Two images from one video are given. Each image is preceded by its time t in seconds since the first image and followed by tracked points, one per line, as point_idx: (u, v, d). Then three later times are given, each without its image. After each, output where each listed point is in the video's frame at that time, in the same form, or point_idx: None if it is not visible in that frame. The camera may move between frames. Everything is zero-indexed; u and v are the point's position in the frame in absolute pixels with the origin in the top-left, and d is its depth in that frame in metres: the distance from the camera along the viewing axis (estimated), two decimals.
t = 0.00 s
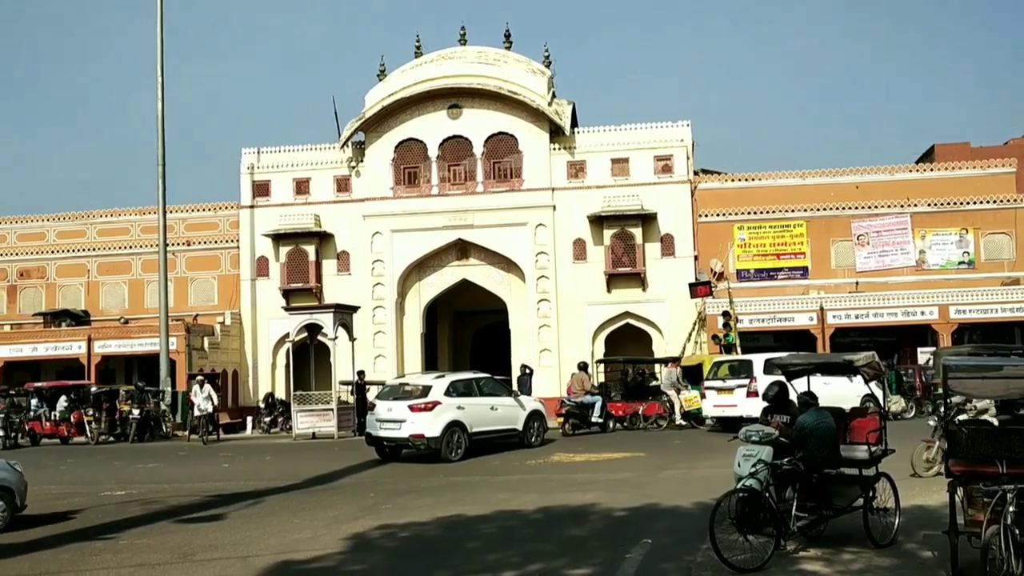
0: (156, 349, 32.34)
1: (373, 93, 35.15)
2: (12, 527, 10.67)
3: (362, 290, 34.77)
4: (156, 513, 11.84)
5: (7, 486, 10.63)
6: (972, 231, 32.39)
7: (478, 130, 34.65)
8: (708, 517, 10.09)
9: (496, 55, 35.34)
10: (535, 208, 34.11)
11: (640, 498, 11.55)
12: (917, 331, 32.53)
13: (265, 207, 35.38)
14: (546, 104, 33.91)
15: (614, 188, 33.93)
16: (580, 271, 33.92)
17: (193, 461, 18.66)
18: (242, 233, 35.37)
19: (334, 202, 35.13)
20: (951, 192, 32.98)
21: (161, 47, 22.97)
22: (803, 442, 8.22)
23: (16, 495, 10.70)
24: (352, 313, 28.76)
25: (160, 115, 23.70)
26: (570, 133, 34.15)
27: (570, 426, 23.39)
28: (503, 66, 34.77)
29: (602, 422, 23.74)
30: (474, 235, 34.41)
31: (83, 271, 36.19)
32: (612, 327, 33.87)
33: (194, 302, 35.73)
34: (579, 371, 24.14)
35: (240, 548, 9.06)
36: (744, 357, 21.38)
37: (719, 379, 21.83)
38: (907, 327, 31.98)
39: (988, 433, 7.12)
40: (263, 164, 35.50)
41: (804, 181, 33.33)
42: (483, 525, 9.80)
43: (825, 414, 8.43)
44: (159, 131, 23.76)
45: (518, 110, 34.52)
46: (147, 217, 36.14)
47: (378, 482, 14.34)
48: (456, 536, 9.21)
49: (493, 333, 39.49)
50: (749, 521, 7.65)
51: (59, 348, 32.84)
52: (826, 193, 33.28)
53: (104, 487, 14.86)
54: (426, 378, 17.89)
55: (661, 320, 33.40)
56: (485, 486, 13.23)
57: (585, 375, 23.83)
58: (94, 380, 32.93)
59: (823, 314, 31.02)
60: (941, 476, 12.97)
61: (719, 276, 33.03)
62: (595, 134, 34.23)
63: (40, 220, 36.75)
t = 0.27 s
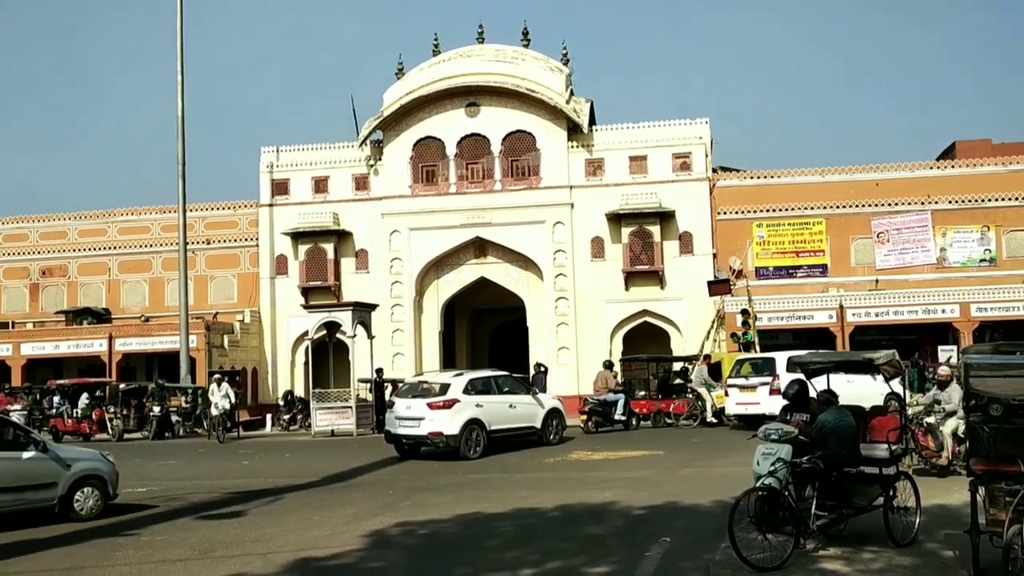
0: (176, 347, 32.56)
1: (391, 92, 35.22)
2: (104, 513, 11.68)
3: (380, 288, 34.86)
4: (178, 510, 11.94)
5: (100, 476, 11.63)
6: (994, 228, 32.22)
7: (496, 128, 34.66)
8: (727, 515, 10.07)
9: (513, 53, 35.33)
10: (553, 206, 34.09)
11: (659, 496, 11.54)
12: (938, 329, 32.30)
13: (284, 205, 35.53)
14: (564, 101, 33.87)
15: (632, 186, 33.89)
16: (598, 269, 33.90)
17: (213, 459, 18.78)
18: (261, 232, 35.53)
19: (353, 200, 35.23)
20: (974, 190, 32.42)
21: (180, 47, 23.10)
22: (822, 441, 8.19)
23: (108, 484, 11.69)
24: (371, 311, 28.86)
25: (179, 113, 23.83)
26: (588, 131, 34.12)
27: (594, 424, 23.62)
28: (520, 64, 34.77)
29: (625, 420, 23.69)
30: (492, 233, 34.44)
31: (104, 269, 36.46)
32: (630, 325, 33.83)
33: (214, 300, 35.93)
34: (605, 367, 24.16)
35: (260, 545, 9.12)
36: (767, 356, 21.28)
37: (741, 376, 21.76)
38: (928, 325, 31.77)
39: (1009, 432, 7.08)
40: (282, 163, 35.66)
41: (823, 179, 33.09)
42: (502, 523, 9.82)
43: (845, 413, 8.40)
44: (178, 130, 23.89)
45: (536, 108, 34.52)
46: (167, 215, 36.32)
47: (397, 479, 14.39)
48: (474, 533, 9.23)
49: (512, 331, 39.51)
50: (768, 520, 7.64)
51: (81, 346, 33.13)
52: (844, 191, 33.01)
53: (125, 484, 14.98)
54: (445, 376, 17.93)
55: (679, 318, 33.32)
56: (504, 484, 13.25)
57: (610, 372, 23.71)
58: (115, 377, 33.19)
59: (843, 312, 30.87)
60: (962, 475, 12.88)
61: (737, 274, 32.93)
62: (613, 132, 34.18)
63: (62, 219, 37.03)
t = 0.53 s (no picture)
0: (194, 344, 32.72)
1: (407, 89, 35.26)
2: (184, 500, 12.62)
3: (397, 285, 34.93)
4: (196, 506, 12.00)
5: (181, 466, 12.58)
6: (1014, 224, 32.02)
7: (513, 125, 34.64)
8: (745, 513, 10.03)
9: (530, 50, 35.25)
10: (569, 203, 34.05)
11: (676, 493, 11.50)
12: (957, 326, 32.08)
13: (301, 203, 35.62)
14: (581, 98, 33.80)
15: (649, 182, 33.80)
16: (615, 266, 33.83)
17: (230, 455, 18.85)
18: (278, 229, 35.64)
19: (370, 198, 35.29)
20: (993, 185, 32.33)
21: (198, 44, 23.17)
22: (841, 439, 8.14)
23: (187, 473, 12.64)
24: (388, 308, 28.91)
25: (197, 111, 23.90)
26: (605, 127, 34.03)
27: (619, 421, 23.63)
28: (537, 60, 34.73)
29: (650, 417, 23.70)
30: (508, 230, 34.43)
31: (122, 266, 36.67)
32: (647, 322, 33.75)
33: (231, 298, 36.09)
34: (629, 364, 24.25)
35: (277, 541, 9.14)
36: (788, 353, 21.20)
37: (763, 373, 21.69)
38: (948, 322, 31.57)
39: None
40: (299, 160, 35.75)
41: (841, 175, 32.94)
42: (518, 520, 9.81)
43: (864, 410, 8.33)
44: (196, 127, 23.96)
45: (552, 104, 34.49)
46: (186, 213, 36.55)
47: (414, 476, 14.40)
48: (491, 530, 9.23)
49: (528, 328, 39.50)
50: (786, 517, 7.60)
51: (100, 343, 33.34)
52: (863, 186, 32.84)
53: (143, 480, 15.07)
54: (463, 373, 17.95)
55: (696, 315, 33.22)
56: (521, 480, 13.24)
57: (635, 369, 23.70)
58: (134, 374, 33.39)
59: (861, 309, 30.71)
60: (982, 473, 12.79)
61: (755, 270, 32.85)
62: (629, 129, 34.10)
63: (80, 217, 37.23)
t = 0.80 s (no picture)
0: (212, 341, 32.90)
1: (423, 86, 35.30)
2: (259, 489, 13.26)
3: (414, 282, 34.98)
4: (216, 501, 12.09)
5: (257, 457, 13.17)
6: None
7: (529, 122, 34.61)
8: (762, 510, 10.03)
9: (546, 46, 35.22)
10: (586, 199, 34.03)
11: (693, 490, 11.50)
12: (976, 322, 31.88)
13: (318, 200, 35.72)
14: (597, 94, 33.76)
15: (665, 179, 33.71)
16: (632, 263, 33.78)
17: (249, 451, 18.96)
18: (295, 226, 35.76)
19: (386, 194, 35.37)
20: (1012, 180, 32.21)
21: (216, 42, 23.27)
22: (858, 436, 8.11)
23: (262, 463, 13.24)
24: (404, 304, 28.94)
25: (216, 107, 23.99)
26: (621, 124, 34.00)
27: (643, 416, 23.58)
28: (553, 57, 34.69)
29: (673, 413, 23.67)
30: (524, 227, 34.44)
31: (141, 264, 36.90)
32: (663, 318, 33.71)
33: (249, 295, 36.26)
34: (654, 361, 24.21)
35: (297, 536, 9.21)
36: (810, 349, 21.14)
37: (784, 370, 21.68)
38: (967, 318, 31.39)
39: None
40: (316, 157, 35.84)
41: (859, 170, 32.77)
42: (536, 516, 9.84)
43: (882, 407, 8.29)
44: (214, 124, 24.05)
45: (569, 101, 34.44)
46: (204, 210, 36.79)
47: (432, 472, 14.44)
48: (509, 526, 9.25)
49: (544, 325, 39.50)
50: (804, 515, 7.58)
51: (119, 340, 33.56)
52: (882, 182, 32.62)
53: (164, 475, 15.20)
54: (482, 369, 17.98)
55: (713, 312, 33.13)
56: (538, 477, 13.26)
57: (661, 365, 23.57)
58: (153, 371, 33.60)
59: (879, 305, 30.54)
60: (1002, 471, 12.72)
61: (772, 267, 32.77)
62: (646, 125, 34.02)
63: (100, 214, 37.47)
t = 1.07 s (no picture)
0: (228, 337, 33.05)
1: (438, 83, 35.32)
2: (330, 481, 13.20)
3: (429, 278, 35.05)
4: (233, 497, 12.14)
5: (326, 449, 13.14)
6: None
7: (543, 118, 34.58)
8: (779, 506, 9.99)
9: (560, 42, 35.25)
10: (600, 195, 33.98)
11: (709, 486, 11.48)
12: (994, 318, 31.68)
13: (333, 196, 35.80)
14: (611, 90, 33.70)
15: (680, 174, 33.62)
16: (647, 259, 33.73)
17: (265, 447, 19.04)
18: (310, 223, 35.86)
19: (401, 191, 35.43)
20: None
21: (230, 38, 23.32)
22: (875, 432, 8.08)
23: (332, 456, 13.21)
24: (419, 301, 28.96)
25: (230, 104, 24.05)
26: (636, 119, 33.98)
27: (664, 412, 23.62)
28: (567, 52, 34.64)
29: (693, 409, 23.67)
30: (539, 223, 34.42)
31: (157, 261, 37.10)
32: (679, 314, 33.65)
33: (265, 291, 36.38)
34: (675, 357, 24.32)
35: (313, 532, 9.24)
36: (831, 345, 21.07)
37: (804, 366, 21.64)
38: (984, 314, 31.19)
39: None
40: (330, 154, 35.94)
41: (875, 165, 32.60)
42: (552, 512, 9.84)
43: (899, 403, 8.25)
44: (229, 121, 24.10)
45: (583, 96, 34.39)
46: (219, 207, 36.93)
47: (448, 468, 14.46)
48: (525, 522, 9.26)
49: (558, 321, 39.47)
50: (820, 511, 7.55)
51: (136, 336, 33.75)
52: (898, 177, 32.51)
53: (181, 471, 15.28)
54: (501, 365, 18.00)
55: (729, 308, 33.07)
56: (554, 473, 13.26)
57: (682, 360, 23.66)
58: (169, 367, 33.78)
59: (896, 301, 30.37)
60: (1022, 468, 12.63)
61: (788, 262, 32.55)
62: (661, 121, 33.93)
63: (116, 212, 37.68)
